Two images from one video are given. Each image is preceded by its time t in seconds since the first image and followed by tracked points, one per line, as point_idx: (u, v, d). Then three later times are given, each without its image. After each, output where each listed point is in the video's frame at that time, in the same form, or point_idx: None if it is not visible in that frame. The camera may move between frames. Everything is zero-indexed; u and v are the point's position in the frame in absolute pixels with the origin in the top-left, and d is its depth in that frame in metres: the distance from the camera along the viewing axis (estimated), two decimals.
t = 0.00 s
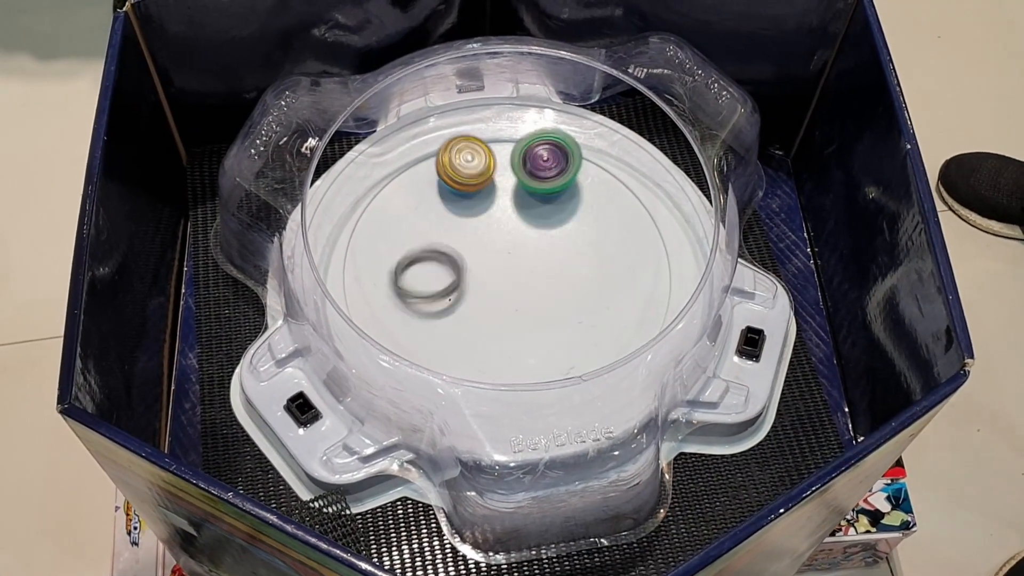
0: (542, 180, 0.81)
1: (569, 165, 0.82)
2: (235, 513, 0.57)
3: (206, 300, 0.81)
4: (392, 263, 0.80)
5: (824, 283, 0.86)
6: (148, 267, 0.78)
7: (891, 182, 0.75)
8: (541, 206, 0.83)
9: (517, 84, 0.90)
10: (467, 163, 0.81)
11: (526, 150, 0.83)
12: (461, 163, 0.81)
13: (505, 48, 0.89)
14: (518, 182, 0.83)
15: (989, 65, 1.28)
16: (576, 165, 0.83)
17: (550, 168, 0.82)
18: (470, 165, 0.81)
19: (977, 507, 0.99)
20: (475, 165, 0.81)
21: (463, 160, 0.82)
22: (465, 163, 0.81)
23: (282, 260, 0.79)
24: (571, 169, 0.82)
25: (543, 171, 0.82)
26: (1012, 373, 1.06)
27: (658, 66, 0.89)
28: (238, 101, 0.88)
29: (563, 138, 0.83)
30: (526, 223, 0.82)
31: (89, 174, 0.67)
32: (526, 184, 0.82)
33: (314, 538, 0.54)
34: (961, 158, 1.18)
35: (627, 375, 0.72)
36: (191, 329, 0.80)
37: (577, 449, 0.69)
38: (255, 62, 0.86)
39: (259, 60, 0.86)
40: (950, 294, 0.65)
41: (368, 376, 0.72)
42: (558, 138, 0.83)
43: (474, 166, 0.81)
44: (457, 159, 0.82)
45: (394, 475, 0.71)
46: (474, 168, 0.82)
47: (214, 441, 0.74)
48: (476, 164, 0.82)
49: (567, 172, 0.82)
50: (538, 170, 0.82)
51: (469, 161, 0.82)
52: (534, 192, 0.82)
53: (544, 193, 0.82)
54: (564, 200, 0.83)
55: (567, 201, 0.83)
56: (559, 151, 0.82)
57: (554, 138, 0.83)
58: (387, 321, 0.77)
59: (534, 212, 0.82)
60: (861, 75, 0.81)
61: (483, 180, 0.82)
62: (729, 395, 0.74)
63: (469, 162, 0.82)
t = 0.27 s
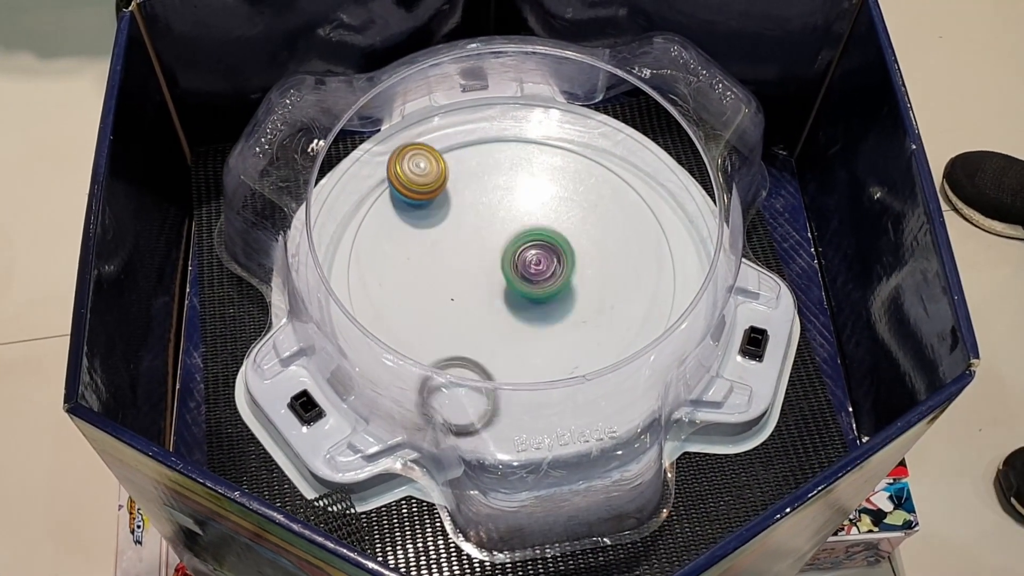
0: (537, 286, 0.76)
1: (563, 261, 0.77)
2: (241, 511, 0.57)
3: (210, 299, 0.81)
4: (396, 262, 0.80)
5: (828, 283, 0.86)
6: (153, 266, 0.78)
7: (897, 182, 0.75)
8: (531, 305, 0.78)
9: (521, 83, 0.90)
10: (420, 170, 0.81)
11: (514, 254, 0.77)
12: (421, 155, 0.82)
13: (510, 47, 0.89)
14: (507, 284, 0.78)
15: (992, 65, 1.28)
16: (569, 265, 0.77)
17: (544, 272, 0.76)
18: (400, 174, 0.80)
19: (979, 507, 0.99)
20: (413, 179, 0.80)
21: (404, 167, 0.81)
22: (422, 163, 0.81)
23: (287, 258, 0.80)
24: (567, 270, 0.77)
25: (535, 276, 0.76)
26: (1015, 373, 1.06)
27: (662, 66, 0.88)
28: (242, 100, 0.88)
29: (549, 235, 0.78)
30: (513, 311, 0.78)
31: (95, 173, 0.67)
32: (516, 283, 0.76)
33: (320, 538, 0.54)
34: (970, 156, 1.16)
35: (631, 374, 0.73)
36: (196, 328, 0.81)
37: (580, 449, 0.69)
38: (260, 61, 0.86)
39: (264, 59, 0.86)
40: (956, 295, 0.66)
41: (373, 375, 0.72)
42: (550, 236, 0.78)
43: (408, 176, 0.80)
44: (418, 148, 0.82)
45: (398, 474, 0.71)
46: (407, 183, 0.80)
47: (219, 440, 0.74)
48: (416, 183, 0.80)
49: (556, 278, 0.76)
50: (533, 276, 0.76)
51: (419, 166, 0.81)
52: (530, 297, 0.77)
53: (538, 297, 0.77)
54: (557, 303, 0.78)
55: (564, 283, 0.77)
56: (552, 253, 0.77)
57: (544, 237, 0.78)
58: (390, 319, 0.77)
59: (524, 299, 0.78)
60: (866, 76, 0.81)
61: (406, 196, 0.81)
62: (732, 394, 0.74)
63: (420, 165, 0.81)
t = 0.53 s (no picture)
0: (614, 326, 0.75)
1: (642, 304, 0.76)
2: (247, 508, 0.57)
3: (215, 297, 0.81)
4: (401, 260, 0.80)
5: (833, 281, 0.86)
6: (159, 263, 0.78)
7: (903, 181, 0.75)
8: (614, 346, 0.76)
9: (526, 81, 0.90)
10: (478, 215, 0.79)
11: (593, 292, 0.77)
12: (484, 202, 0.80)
13: (515, 45, 0.88)
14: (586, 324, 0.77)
15: (996, 64, 1.28)
16: (646, 308, 0.77)
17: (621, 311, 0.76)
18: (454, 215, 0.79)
19: (983, 506, 0.99)
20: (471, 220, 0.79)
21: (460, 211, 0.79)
22: (482, 209, 0.79)
23: (292, 256, 0.79)
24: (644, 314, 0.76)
25: (612, 318, 0.76)
26: (1019, 372, 1.06)
27: (669, 65, 0.88)
28: (247, 98, 0.88)
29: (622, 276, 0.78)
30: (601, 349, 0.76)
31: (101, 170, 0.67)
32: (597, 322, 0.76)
33: (327, 535, 0.54)
34: (971, 154, 1.16)
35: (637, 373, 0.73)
36: (201, 325, 0.81)
37: (586, 447, 0.69)
38: (265, 59, 0.86)
39: (269, 57, 0.86)
40: (962, 293, 0.65)
41: (379, 373, 0.72)
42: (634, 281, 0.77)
43: (459, 217, 0.79)
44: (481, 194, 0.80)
45: (404, 472, 0.71)
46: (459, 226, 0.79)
47: (224, 438, 0.74)
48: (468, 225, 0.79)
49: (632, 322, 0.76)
50: (608, 315, 0.76)
51: (474, 209, 0.79)
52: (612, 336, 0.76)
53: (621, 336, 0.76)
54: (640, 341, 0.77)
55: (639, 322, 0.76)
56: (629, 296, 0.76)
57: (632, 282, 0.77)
58: (395, 317, 0.77)
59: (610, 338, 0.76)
60: (872, 74, 0.81)
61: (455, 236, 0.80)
62: (738, 393, 0.74)
63: (475, 208, 0.79)
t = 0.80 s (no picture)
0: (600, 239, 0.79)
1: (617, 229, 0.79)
2: (251, 507, 0.57)
3: (219, 296, 0.81)
4: (405, 259, 0.80)
5: (837, 281, 0.86)
6: (162, 262, 0.78)
7: (907, 180, 0.75)
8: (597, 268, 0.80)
9: (530, 81, 0.90)
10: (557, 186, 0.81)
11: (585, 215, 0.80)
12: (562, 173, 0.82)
13: (519, 44, 0.89)
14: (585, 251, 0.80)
15: (999, 64, 1.27)
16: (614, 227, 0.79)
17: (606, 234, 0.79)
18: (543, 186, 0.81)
19: (985, 506, 0.99)
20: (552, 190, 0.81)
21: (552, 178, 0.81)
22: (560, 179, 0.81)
23: (297, 255, 0.80)
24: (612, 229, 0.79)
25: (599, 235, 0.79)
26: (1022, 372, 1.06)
27: (673, 64, 0.88)
28: (250, 97, 0.88)
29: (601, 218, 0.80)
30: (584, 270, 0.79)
31: (106, 170, 0.67)
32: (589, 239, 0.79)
33: (331, 534, 0.54)
34: (971, 154, 1.16)
35: (641, 372, 0.73)
36: (204, 324, 0.81)
37: (591, 447, 0.69)
38: (269, 58, 0.86)
39: (273, 56, 0.86)
40: (968, 293, 0.65)
41: (382, 372, 0.72)
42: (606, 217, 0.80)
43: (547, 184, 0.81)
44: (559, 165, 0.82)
45: (408, 471, 0.71)
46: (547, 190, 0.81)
47: (228, 437, 0.74)
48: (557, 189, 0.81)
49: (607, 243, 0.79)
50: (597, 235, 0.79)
51: (555, 182, 0.81)
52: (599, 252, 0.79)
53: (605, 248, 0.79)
54: (620, 264, 0.80)
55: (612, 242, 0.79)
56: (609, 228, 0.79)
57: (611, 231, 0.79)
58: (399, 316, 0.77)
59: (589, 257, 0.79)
60: (876, 73, 0.81)
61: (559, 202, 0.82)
62: (742, 393, 0.74)
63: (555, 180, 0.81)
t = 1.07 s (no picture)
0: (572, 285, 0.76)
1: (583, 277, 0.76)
2: (256, 507, 0.57)
3: (223, 295, 0.81)
4: (408, 259, 0.80)
5: (841, 281, 0.86)
6: (166, 262, 0.78)
7: (912, 180, 0.75)
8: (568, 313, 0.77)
9: (534, 80, 0.90)
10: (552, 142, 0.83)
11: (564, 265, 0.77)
12: (563, 127, 0.83)
13: (523, 44, 0.89)
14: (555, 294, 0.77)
15: (1001, 63, 1.27)
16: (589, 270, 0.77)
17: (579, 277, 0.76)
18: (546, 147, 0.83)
19: (988, 506, 0.98)
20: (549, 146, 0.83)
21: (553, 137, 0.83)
22: (559, 136, 0.83)
23: (301, 255, 0.79)
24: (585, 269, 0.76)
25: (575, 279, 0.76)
26: None
27: (678, 64, 0.88)
28: (253, 97, 0.88)
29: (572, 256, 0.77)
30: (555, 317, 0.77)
31: (112, 169, 0.67)
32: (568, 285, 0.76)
33: (336, 535, 0.54)
34: (975, 153, 1.16)
35: (646, 372, 0.72)
36: (208, 324, 0.81)
37: (595, 447, 0.69)
38: (272, 58, 0.86)
39: (276, 55, 0.86)
40: (973, 293, 0.65)
41: (385, 372, 0.72)
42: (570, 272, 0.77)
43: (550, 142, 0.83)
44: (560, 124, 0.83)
45: (412, 471, 0.71)
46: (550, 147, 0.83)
47: (232, 436, 0.74)
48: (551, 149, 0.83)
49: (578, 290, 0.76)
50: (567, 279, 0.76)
51: (551, 138, 0.83)
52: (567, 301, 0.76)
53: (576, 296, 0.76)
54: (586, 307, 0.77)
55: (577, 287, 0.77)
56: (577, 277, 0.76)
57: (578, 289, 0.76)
58: (402, 315, 0.77)
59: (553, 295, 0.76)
60: (881, 73, 0.81)
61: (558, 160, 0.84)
62: (746, 393, 0.74)
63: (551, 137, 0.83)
